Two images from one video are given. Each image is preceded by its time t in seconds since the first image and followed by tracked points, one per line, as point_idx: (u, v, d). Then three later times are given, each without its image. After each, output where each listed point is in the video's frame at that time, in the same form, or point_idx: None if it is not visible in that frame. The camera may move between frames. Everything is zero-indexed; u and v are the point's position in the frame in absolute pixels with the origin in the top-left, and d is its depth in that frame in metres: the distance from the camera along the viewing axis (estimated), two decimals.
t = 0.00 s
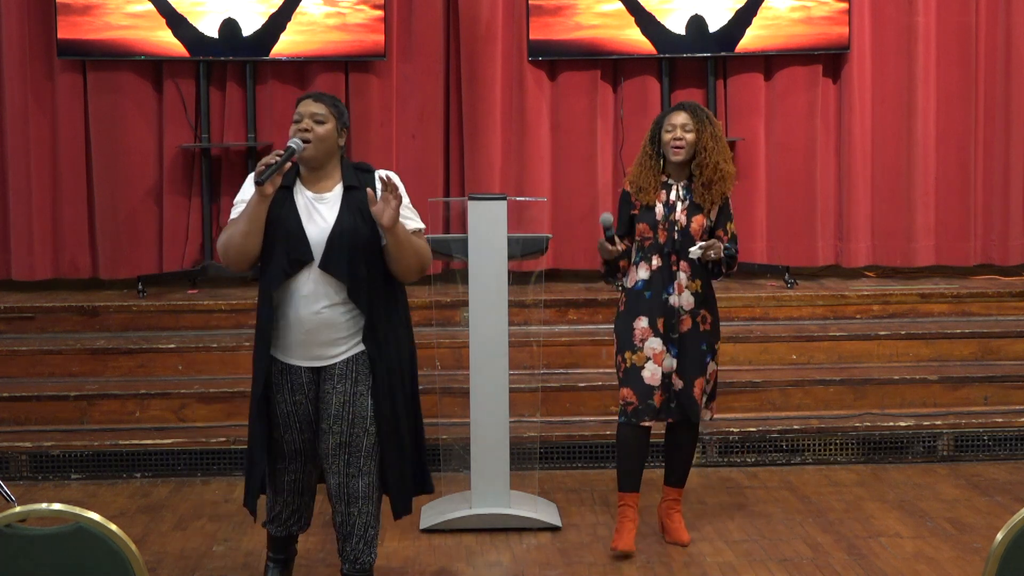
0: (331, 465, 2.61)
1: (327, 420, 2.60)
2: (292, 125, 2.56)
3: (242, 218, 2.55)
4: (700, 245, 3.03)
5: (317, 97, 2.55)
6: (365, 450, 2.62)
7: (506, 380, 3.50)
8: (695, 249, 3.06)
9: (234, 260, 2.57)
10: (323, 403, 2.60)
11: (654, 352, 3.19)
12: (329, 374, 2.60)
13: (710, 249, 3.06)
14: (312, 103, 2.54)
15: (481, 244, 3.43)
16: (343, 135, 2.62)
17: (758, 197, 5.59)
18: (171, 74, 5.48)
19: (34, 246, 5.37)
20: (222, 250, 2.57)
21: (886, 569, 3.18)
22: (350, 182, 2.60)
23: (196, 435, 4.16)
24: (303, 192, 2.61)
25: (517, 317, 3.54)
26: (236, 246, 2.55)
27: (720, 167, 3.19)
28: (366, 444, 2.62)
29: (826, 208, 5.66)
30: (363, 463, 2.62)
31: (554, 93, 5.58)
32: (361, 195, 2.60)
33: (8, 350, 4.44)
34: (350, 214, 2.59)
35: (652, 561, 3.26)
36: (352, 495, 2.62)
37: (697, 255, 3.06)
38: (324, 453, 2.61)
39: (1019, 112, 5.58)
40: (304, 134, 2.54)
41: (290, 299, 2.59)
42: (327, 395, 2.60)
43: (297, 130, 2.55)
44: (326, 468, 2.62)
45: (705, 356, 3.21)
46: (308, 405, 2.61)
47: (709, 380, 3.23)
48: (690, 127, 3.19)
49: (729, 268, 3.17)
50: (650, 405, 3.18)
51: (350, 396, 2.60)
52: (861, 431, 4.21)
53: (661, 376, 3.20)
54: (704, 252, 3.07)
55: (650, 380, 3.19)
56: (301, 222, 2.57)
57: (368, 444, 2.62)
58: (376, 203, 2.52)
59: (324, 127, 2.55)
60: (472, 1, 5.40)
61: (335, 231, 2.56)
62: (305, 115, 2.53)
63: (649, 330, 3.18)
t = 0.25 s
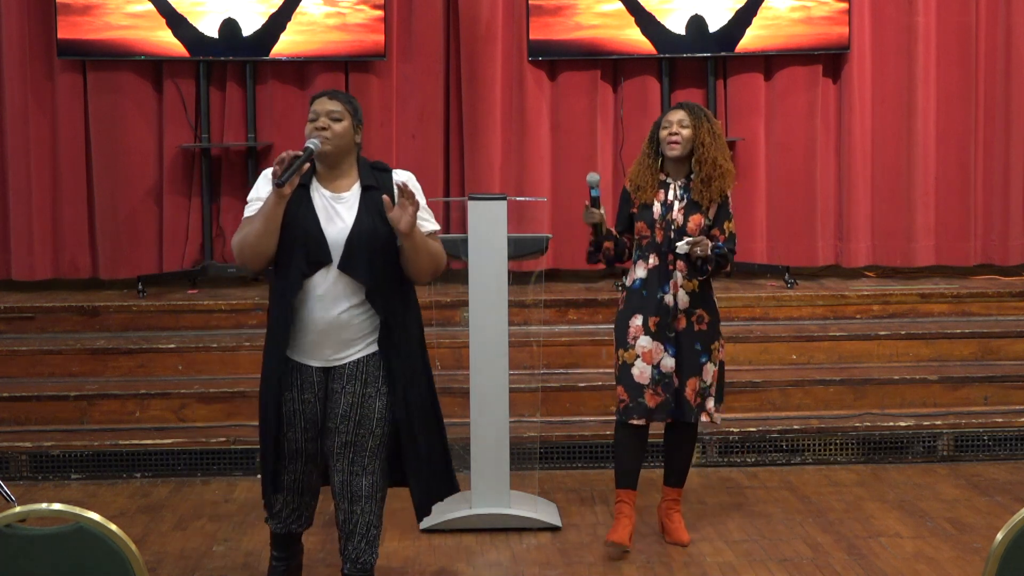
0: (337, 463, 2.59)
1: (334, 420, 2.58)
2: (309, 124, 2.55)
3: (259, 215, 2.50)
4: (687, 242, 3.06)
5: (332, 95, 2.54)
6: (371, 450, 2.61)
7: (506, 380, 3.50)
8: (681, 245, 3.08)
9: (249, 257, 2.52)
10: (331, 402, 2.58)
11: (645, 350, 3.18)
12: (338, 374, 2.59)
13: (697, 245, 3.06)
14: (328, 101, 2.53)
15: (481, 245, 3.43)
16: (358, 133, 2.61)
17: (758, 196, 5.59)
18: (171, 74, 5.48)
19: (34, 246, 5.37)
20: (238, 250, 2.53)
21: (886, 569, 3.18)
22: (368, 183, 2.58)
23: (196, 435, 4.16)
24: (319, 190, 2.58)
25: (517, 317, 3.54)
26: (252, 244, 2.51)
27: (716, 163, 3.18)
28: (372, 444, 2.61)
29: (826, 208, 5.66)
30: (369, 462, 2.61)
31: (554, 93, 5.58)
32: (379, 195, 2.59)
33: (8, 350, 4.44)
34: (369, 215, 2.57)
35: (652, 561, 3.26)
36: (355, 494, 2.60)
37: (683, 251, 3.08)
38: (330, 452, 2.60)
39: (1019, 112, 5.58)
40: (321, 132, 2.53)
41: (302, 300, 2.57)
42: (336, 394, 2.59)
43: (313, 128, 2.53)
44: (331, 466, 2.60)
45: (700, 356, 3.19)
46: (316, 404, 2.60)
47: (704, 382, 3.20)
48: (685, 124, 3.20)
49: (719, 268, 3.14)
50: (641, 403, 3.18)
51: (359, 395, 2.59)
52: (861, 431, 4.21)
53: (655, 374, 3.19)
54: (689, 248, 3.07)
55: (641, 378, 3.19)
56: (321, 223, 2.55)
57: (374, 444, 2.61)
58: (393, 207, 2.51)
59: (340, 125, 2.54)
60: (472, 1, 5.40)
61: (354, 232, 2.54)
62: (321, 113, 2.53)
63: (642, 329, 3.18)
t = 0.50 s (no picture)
0: (343, 466, 2.58)
1: (343, 423, 2.56)
2: (331, 129, 2.53)
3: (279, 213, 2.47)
4: (686, 255, 3.05)
5: (354, 100, 2.51)
6: (377, 453, 2.60)
7: (506, 380, 3.50)
8: (680, 259, 3.08)
9: (265, 256, 2.48)
10: (340, 405, 2.56)
11: (644, 358, 3.19)
12: (348, 375, 2.56)
13: (697, 257, 3.05)
14: (350, 106, 2.51)
15: (481, 245, 3.44)
16: (377, 139, 2.59)
17: (758, 196, 5.59)
18: (171, 74, 5.48)
19: (34, 246, 5.37)
20: (253, 249, 2.48)
21: (886, 569, 3.18)
22: (387, 188, 2.57)
23: (196, 435, 4.16)
24: (337, 192, 2.56)
25: (517, 317, 3.54)
26: (269, 245, 2.47)
27: (713, 166, 3.19)
28: (378, 446, 2.59)
29: (826, 208, 5.66)
30: (374, 465, 2.60)
31: (554, 93, 5.58)
32: (398, 202, 2.58)
33: (8, 350, 4.44)
34: (388, 221, 2.55)
35: (652, 561, 3.26)
36: (360, 496, 2.59)
37: (683, 263, 3.07)
38: (337, 455, 2.58)
39: (1019, 112, 5.58)
40: (343, 139, 2.51)
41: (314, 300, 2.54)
42: (344, 396, 2.56)
43: (335, 133, 2.51)
44: (337, 469, 2.59)
45: (698, 363, 3.20)
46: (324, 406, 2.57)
47: (706, 389, 3.20)
48: (680, 128, 3.20)
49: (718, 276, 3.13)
50: (637, 410, 3.19)
51: (367, 399, 2.57)
52: (861, 431, 4.21)
53: (654, 381, 3.19)
54: (689, 260, 3.07)
55: (638, 385, 3.19)
56: (341, 227, 2.52)
57: (380, 447, 2.59)
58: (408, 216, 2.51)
59: (362, 132, 2.53)
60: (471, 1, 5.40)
61: (374, 237, 2.52)
62: (344, 119, 2.51)
63: (642, 336, 3.20)
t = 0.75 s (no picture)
0: (341, 461, 2.51)
1: (341, 418, 2.50)
2: (348, 127, 2.46)
3: (296, 206, 2.37)
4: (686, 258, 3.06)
5: (375, 99, 2.46)
6: (376, 448, 2.52)
7: (506, 380, 3.50)
8: (680, 260, 3.07)
9: (277, 249, 2.37)
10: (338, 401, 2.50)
11: (640, 356, 3.18)
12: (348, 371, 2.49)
13: (698, 260, 3.06)
14: (371, 105, 2.46)
15: (481, 245, 3.44)
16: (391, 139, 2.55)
17: (757, 196, 5.59)
18: (171, 74, 5.48)
19: (34, 246, 5.37)
20: (265, 239, 2.36)
21: (886, 569, 3.18)
22: (397, 189, 2.53)
23: (196, 435, 4.16)
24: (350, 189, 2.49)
25: (517, 317, 3.54)
26: (283, 237, 2.36)
27: (707, 161, 3.19)
28: (378, 441, 2.52)
29: (826, 208, 5.66)
30: (373, 460, 2.52)
31: (554, 93, 5.58)
32: (408, 203, 2.54)
33: (8, 350, 4.44)
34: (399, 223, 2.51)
35: (652, 561, 3.26)
36: (358, 492, 2.52)
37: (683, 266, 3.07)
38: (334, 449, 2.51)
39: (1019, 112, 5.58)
40: (363, 138, 2.45)
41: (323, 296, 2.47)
42: (343, 392, 2.50)
43: (354, 132, 2.45)
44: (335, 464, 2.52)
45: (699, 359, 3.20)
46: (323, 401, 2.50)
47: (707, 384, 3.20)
48: (672, 125, 3.20)
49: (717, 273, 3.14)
50: (632, 409, 3.19)
51: (367, 393, 2.49)
52: (861, 431, 4.21)
53: (650, 379, 3.19)
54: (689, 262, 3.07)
55: (635, 384, 3.18)
56: (354, 225, 2.47)
57: (379, 442, 2.52)
58: (410, 241, 2.45)
59: (380, 132, 2.47)
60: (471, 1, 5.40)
61: (387, 237, 2.48)
62: (364, 118, 2.45)
63: (638, 334, 3.18)
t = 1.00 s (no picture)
0: (340, 462, 2.51)
1: (340, 419, 2.49)
2: (362, 133, 2.45)
3: (309, 210, 2.34)
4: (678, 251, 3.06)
5: (389, 105, 2.45)
6: (375, 449, 2.52)
7: (506, 381, 3.50)
8: (673, 254, 3.07)
9: (288, 252, 2.36)
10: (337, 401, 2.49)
11: (634, 358, 3.17)
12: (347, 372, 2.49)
13: (691, 253, 3.05)
14: (386, 110, 2.44)
15: (481, 246, 3.44)
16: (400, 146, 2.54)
17: (757, 196, 5.59)
18: (171, 74, 5.48)
19: (34, 247, 5.37)
20: (276, 242, 2.34)
21: (886, 569, 3.18)
22: (405, 198, 2.52)
23: (196, 435, 4.16)
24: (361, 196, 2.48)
25: (517, 317, 3.55)
26: (296, 240, 2.34)
27: (699, 161, 3.17)
28: (377, 442, 2.52)
29: (826, 208, 5.66)
30: (373, 461, 2.52)
31: (554, 93, 5.58)
32: (414, 212, 2.54)
33: (8, 350, 4.44)
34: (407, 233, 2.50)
35: (652, 561, 3.27)
36: (358, 492, 2.52)
37: (676, 258, 3.07)
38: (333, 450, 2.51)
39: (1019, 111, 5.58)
40: (377, 143, 2.43)
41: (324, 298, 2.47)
42: (342, 392, 2.49)
43: (368, 138, 2.43)
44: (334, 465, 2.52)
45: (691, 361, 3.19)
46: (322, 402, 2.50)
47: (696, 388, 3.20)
48: (664, 126, 3.19)
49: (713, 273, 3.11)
50: (628, 411, 3.18)
51: (366, 395, 2.49)
52: (861, 431, 4.21)
53: (644, 381, 3.18)
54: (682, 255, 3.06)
55: (630, 386, 3.17)
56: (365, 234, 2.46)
57: (378, 443, 2.52)
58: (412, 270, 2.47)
59: (394, 138, 2.46)
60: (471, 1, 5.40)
61: (396, 247, 2.47)
62: (378, 123, 2.44)
63: (632, 337, 3.17)
